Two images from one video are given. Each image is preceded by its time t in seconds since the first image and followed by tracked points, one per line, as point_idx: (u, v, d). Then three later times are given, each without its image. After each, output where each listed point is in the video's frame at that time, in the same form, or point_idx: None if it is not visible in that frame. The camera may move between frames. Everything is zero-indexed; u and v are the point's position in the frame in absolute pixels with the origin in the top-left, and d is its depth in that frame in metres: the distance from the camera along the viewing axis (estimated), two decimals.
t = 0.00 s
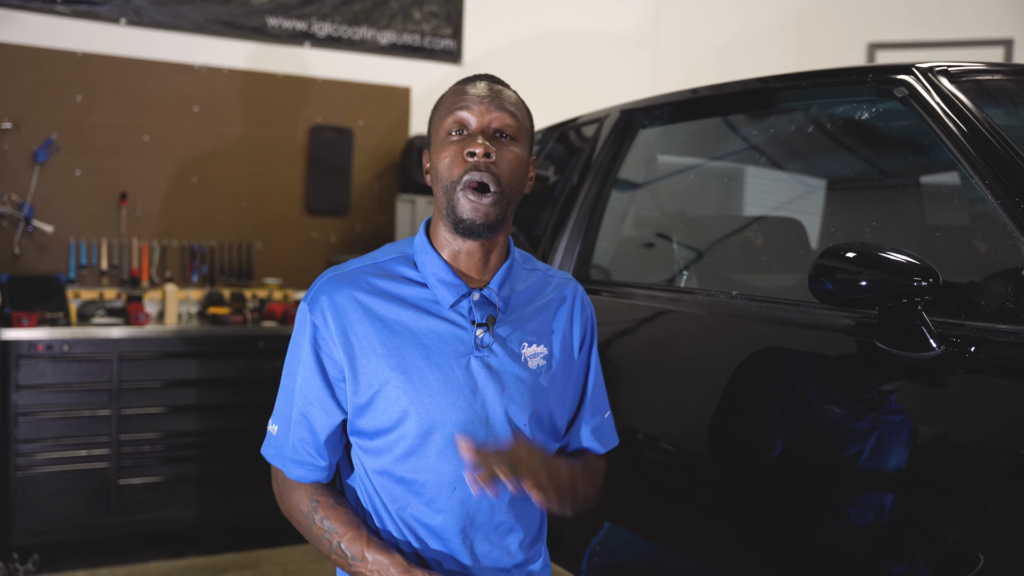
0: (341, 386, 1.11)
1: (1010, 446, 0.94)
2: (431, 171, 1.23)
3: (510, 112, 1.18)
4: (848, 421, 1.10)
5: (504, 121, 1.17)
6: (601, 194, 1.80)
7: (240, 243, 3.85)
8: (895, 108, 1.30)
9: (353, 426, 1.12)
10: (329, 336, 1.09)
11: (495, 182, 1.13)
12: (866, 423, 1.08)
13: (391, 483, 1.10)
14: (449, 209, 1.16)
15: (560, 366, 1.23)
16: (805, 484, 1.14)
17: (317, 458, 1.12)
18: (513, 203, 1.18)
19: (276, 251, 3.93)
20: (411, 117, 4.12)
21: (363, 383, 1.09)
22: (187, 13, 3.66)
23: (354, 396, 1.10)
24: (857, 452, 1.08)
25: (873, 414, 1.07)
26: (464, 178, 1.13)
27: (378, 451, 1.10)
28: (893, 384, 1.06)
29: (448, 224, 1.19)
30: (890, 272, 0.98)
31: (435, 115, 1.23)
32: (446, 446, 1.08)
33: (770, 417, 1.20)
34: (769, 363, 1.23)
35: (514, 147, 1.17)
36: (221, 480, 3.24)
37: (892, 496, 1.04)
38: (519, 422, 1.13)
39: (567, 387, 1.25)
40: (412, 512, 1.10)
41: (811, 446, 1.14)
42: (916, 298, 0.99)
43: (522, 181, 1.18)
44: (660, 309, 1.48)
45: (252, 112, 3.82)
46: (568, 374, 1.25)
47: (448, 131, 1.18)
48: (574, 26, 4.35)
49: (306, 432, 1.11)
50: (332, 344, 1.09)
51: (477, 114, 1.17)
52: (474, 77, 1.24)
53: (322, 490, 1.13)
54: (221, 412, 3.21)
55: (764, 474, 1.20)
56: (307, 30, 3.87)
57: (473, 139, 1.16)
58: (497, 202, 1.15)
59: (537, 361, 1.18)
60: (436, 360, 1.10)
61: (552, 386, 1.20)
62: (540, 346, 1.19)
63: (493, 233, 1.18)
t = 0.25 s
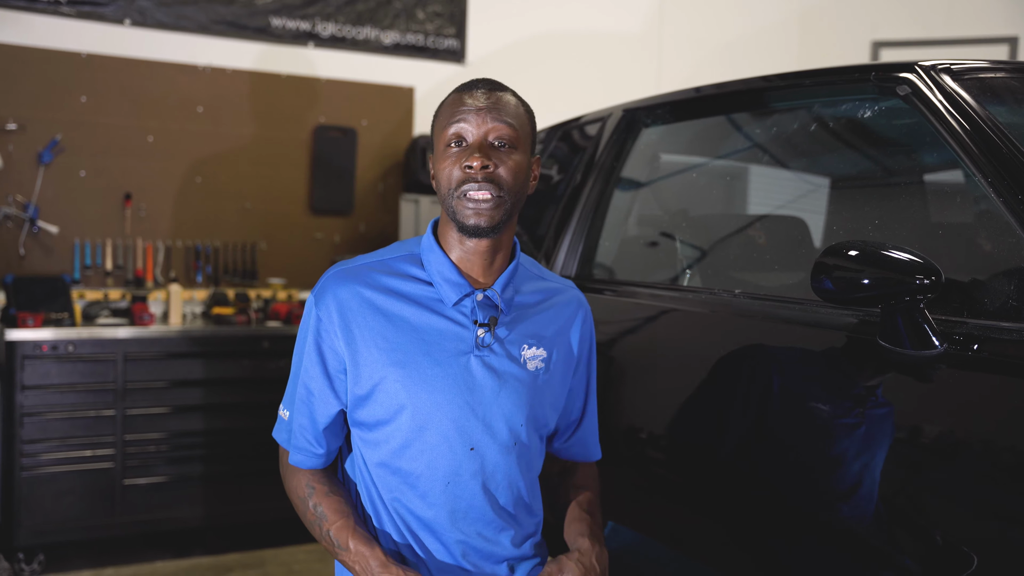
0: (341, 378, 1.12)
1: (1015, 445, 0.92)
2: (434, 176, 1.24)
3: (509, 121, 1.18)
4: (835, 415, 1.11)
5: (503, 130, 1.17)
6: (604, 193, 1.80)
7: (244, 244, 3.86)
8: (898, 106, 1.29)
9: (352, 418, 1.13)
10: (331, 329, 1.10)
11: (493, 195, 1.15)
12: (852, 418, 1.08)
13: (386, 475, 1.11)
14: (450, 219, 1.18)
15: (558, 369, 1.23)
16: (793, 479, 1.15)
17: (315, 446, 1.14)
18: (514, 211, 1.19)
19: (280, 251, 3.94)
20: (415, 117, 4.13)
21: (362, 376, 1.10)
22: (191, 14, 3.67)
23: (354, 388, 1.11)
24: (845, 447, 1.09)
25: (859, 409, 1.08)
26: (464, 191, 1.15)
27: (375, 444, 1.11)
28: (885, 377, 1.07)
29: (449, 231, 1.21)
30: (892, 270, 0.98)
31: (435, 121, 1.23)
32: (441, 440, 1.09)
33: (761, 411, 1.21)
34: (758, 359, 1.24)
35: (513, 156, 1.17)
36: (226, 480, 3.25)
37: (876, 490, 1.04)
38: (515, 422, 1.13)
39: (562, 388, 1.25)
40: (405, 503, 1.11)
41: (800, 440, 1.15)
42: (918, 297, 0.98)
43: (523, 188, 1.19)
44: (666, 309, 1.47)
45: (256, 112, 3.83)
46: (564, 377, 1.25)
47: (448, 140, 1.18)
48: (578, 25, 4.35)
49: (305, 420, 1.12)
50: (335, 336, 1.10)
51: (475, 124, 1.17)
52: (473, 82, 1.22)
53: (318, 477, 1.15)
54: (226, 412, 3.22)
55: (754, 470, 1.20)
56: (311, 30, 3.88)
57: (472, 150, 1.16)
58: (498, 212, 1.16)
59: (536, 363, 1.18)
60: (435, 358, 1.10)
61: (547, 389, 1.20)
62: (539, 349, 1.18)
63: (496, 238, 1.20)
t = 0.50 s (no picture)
0: (343, 379, 1.11)
1: (1015, 444, 0.92)
2: (430, 180, 1.24)
3: (503, 124, 1.18)
4: (818, 410, 1.13)
5: (498, 134, 1.17)
6: (603, 192, 1.81)
7: (244, 244, 3.86)
8: (895, 105, 1.29)
9: (355, 418, 1.12)
10: (332, 330, 1.09)
11: (490, 198, 1.16)
12: (835, 412, 1.10)
13: (392, 472, 1.11)
14: (447, 223, 1.18)
15: (551, 363, 1.24)
16: (784, 475, 1.16)
17: (315, 448, 1.12)
18: (511, 213, 1.20)
19: (280, 252, 3.94)
20: (414, 117, 4.13)
21: (365, 376, 1.09)
22: (191, 14, 3.67)
23: (356, 388, 1.10)
24: (830, 440, 1.10)
25: (842, 403, 1.10)
26: (461, 195, 1.16)
27: (380, 442, 1.11)
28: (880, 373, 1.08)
29: (446, 235, 1.21)
30: (890, 268, 0.98)
31: (429, 125, 1.22)
32: (446, 437, 1.09)
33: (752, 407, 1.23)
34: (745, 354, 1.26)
35: (508, 159, 1.18)
36: (227, 480, 3.25)
37: (869, 485, 1.05)
38: (516, 417, 1.14)
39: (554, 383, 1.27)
40: (411, 501, 1.12)
41: (790, 436, 1.16)
42: (916, 296, 0.98)
43: (519, 191, 1.20)
44: (665, 308, 1.47)
45: (255, 112, 3.83)
46: (555, 370, 1.27)
47: (443, 145, 1.18)
48: (577, 25, 4.35)
49: (306, 423, 1.11)
50: (336, 337, 1.09)
51: (471, 128, 1.17)
52: (466, 86, 1.22)
53: (316, 480, 1.13)
54: (226, 413, 3.22)
55: (749, 464, 1.21)
56: (310, 31, 3.88)
57: (468, 154, 1.16)
58: (495, 215, 1.17)
59: (531, 358, 1.19)
60: (438, 355, 1.10)
61: (541, 381, 1.22)
62: (533, 343, 1.20)
63: (493, 240, 1.20)
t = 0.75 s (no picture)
0: (349, 379, 1.10)
1: (1016, 442, 0.92)
2: (432, 184, 1.23)
3: (508, 131, 1.18)
4: (805, 405, 1.15)
5: (503, 140, 1.18)
6: (603, 193, 1.82)
7: (244, 245, 3.86)
8: (894, 105, 1.29)
9: (360, 419, 1.11)
10: (340, 330, 1.08)
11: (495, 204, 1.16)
12: (821, 407, 1.12)
13: (398, 472, 1.11)
14: (451, 227, 1.18)
15: (543, 363, 1.26)
16: (778, 469, 1.19)
17: (324, 449, 1.11)
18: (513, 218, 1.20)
19: (281, 252, 3.94)
20: (414, 117, 4.13)
21: (372, 375, 1.09)
22: (190, 16, 3.67)
23: (363, 388, 1.09)
24: (818, 435, 1.13)
25: (828, 399, 1.12)
26: (466, 199, 1.15)
27: (386, 442, 1.11)
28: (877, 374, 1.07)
29: (449, 239, 1.21)
30: (891, 268, 0.98)
31: (433, 130, 1.22)
32: (452, 435, 1.10)
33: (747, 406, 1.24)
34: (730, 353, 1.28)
35: (513, 165, 1.18)
36: (228, 481, 3.25)
37: (864, 480, 1.07)
38: (516, 414, 1.16)
39: (545, 382, 1.29)
40: (418, 499, 1.11)
41: (783, 432, 1.18)
42: (917, 295, 0.97)
43: (521, 196, 1.20)
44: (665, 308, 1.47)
45: (255, 113, 3.83)
46: (546, 369, 1.29)
47: (448, 150, 1.18)
48: (576, 25, 4.35)
49: (313, 423, 1.10)
50: (343, 337, 1.08)
51: (476, 134, 1.17)
52: (469, 92, 1.22)
53: (325, 482, 1.12)
54: (227, 414, 3.22)
55: (749, 460, 1.23)
56: (309, 32, 3.88)
57: (474, 159, 1.16)
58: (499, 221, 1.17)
59: (526, 358, 1.21)
60: (443, 354, 1.11)
61: (534, 380, 1.23)
62: (528, 344, 1.22)
63: (494, 244, 1.21)
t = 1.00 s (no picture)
0: (349, 377, 1.10)
1: (1016, 442, 0.92)
2: (434, 185, 1.23)
3: (510, 132, 1.18)
4: (806, 406, 1.15)
5: (505, 142, 1.18)
6: (604, 194, 1.81)
7: (245, 245, 3.86)
8: (896, 105, 1.29)
9: (359, 418, 1.11)
10: (341, 328, 1.08)
11: (497, 205, 1.16)
12: (822, 408, 1.13)
13: (396, 472, 1.11)
14: (453, 227, 1.18)
15: (543, 365, 1.26)
16: (778, 469, 1.19)
17: (323, 448, 1.11)
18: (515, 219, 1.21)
19: (281, 253, 3.94)
20: (414, 117, 4.13)
21: (372, 374, 1.09)
22: (190, 16, 3.67)
23: (363, 387, 1.09)
24: (818, 436, 1.13)
25: (829, 399, 1.12)
26: (469, 201, 1.16)
27: (385, 441, 1.11)
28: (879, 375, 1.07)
29: (450, 239, 1.21)
30: (893, 269, 0.98)
31: (434, 131, 1.22)
32: (451, 435, 1.09)
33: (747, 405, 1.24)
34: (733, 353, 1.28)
35: (514, 167, 1.18)
36: (228, 482, 3.25)
37: (863, 481, 1.07)
38: (515, 415, 1.16)
39: (545, 384, 1.29)
40: (417, 499, 1.11)
41: (784, 432, 1.18)
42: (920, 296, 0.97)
43: (523, 197, 1.20)
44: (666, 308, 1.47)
45: (255, 113, 3.83)
46: (546, 371, 1.29)
47: (450, 151, 1.18)
48: (576, 25, 4.35)
49: (312, 421, 1.10)
50: (343, 335, 1.08)
51: (479, 135, 1.17)
52: (471, 93, 1.22)
53: (324, 480, 1.12)
54: (228, 414, 3.22)
55: (749, 460, 1.23)
56: (309, 32, 3.88)
57: (476, 161, 1.16)
58: (501, 222, 1.17)
59: (526, 359, 1.20)
60: (443, 354, 1.11)
61: (535, 382, 1.23)
62: (528, 346, 1.22)
63: (496, 245, 1.21)
